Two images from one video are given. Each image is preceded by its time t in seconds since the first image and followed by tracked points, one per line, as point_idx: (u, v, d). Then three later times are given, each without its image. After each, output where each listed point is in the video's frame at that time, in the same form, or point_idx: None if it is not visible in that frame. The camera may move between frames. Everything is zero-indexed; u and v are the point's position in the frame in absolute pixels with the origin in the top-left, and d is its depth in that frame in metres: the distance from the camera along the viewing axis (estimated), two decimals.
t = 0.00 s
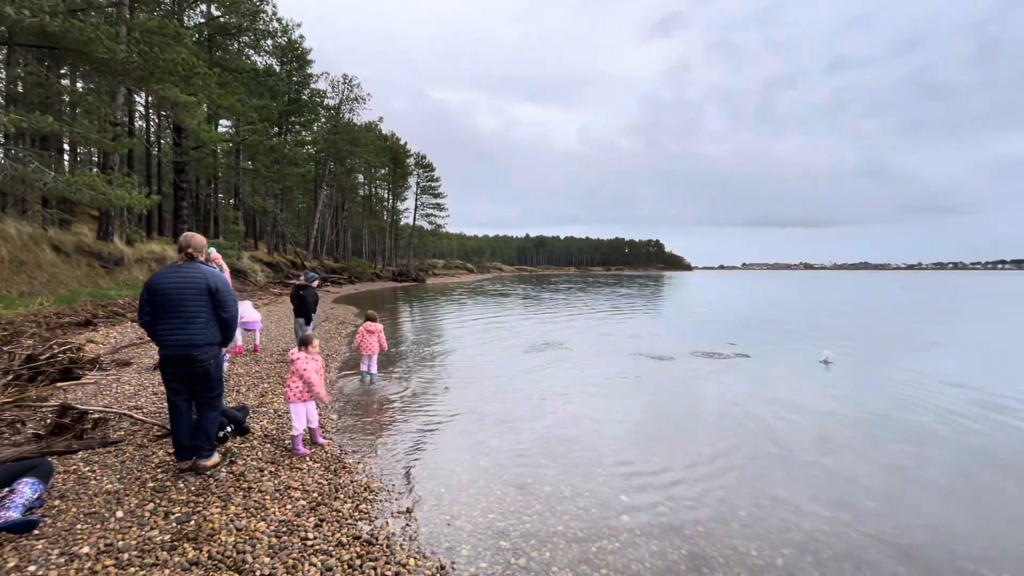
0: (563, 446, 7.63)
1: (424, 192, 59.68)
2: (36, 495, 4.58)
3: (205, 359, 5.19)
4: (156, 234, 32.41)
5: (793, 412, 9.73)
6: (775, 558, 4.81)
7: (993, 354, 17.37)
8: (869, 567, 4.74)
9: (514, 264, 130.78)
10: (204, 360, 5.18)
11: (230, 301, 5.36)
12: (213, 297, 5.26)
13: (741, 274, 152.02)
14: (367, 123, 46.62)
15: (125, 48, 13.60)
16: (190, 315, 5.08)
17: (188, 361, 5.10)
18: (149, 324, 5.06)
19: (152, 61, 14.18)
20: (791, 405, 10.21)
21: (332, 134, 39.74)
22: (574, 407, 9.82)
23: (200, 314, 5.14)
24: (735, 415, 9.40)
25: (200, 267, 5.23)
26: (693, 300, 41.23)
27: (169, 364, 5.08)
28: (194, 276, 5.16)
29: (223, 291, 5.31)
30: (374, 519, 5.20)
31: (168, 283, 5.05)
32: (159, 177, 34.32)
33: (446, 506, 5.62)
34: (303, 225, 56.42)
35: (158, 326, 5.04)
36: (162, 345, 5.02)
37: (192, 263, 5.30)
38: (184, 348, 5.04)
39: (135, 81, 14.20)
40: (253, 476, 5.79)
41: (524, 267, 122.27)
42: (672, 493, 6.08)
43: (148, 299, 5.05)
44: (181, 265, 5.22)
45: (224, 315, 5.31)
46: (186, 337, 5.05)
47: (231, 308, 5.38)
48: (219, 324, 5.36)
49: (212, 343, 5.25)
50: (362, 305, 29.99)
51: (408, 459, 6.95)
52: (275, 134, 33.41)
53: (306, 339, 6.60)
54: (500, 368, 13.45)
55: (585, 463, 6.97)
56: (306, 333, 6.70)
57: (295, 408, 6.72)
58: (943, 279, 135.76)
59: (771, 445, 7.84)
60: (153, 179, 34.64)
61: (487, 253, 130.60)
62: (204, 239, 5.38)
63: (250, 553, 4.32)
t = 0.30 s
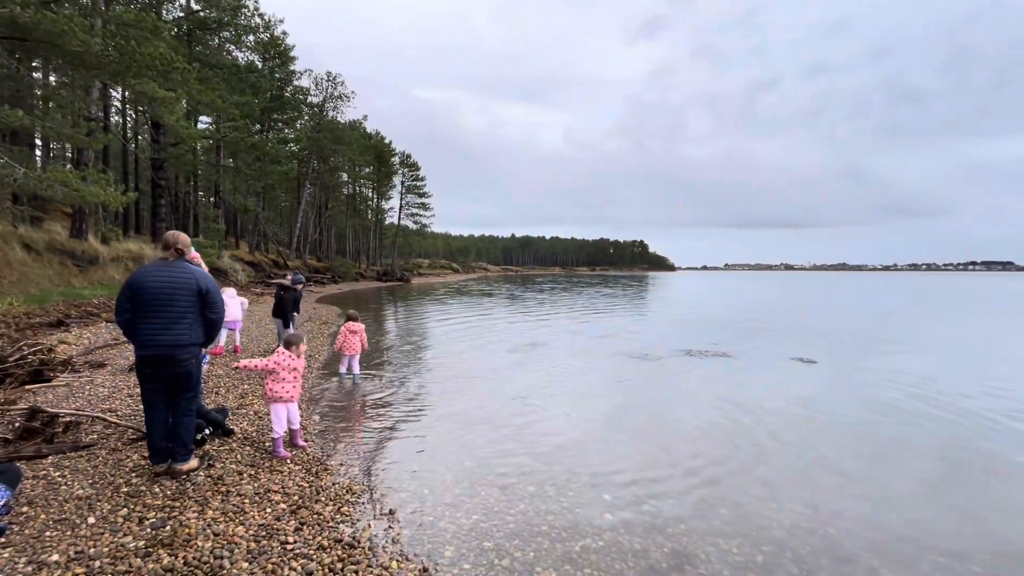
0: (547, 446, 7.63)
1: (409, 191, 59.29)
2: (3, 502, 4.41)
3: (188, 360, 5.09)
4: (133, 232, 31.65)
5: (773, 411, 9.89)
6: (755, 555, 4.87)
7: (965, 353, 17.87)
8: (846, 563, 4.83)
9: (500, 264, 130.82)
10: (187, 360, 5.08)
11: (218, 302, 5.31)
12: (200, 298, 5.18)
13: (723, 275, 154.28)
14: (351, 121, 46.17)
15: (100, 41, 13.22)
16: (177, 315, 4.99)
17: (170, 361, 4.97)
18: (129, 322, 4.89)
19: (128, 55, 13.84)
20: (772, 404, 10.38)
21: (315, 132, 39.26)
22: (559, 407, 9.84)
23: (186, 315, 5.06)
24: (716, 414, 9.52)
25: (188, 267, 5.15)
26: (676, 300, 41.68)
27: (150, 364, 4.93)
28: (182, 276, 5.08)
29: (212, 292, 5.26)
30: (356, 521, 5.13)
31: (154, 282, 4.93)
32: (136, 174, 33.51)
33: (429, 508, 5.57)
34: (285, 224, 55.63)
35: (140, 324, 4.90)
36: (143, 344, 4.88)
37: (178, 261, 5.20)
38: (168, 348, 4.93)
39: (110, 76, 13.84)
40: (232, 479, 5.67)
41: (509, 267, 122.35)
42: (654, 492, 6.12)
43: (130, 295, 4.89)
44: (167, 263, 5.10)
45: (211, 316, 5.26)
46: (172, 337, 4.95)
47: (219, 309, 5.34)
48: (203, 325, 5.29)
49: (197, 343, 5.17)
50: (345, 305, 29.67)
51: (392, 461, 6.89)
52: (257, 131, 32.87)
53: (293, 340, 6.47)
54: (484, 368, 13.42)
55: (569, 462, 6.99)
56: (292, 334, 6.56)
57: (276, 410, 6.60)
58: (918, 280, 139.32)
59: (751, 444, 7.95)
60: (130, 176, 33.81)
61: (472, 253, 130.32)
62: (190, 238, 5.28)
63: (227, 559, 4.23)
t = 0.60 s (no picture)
0: (531, 447, 7.60)
1: (394, 190, 58.84)
2: None
3: (164, 361, 4.95)
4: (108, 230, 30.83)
5: (755, 409, 10.02)
6: (737, 553, 4.90)
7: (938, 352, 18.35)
8: (825, 559, 4.89)
9: (486, 264, 130.60)
10: (163, 362, 4.93)
11: (200, 304, 5.18)
12: (181, 299, 5.05)
13: (706, 275, 156.05)
14: (335, 119, 45.63)
15: (74, 32, 12.84)
16: (155, 315, 4.84)
17: (145, 362, 4.83)
18: (103, 318, 4.72)
19: (104, 48, 13.47)
20: (753, 403, 10.51)
21: (298, 129, 38.72)
22: (543, 407, 9.83)
23: (166, 316, 4.92)
24: (699, 413, 9.60)
25: (169, 269, 5.00)
26: (661, 301, 42.02)
27: (123, 364, 4.77)
28: (163, 276, 4.93)
29: (193, 294, 5.13)
30: (337, 525, 5.04)
31: (134, 280, 4.78)
32: (111, 170, 32.66)
33: (412, 510, 5.50)
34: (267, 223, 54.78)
35: (115, 322, 4.73)
36: (118, 343, 4.72)
37: (160, 261, 5.05)
38: (144, 348, 4.77)
39: (85, 69, 13.46)
40: (208, 483, 5.53)
41: (495, 267, 122.24)
42: (638, 492, 6.14)
43: (106, 291, 4.72)
44: (149, 261, 4.96)
45: (192, 318, 5.13)
46: (149, 337, 4.80)
47: (200, 312, 5.20)
48: (183, 326, 5.14)
49: (174, 344, 5.03)
50: (329, 305, 29.31)
51: (375, 462, 6.80)
52: (238, 128, 32.29)
53: (277, 338, 6.50)
54: (469, 368, 13.36)
55: (553, 463, 6.98)
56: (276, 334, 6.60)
57: (257, 410, 6.45)
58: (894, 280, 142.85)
59: (734, 443, 8.03)
60: (106, 172, 32.95)
61: (458, 253, 129.81)
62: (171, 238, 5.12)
63: (203, 565, 4.12)
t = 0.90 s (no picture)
0: (513, 448, 7.55)
1: (377, 189, 58.20)
2: None
3: (128, 363, 4.78)
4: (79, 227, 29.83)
5: (735, 409, 10.13)
6: (718, 552, 4.91)
7: (911, 352, 18.83)
8: (804, 557, 4.94)
9: (469, 264, 130.19)
10: (127, 363, 4.77)
11: (162, 303, 5.01)
12: (142, 298, 4.88)
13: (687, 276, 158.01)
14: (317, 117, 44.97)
15: (42, 22, 12.37)
16: (116, 316, 4.66)
17: (108, 363, 4.65)
18: (58, 322, 4.51)
19: (73, 40, 13.02)
20: (734, 403, 10.62)
21: (278, 126, 38.05)
22: (526, 408, 9.80)
23: (127, 315, 4.75)
24: (680, 413, 9.67)
25: (126, 267, 4.82)
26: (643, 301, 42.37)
27: (82, 366, 4.57)
28: (121, 275, 4.75)
29: (154, 291, 4.96)
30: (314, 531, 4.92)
31: (89, 281, 4.59)
32: (82, 166, 31.63)
33: (392, 514, 5.39)
34: (246, 221, 53.74)
35: (72, 325, 4.53)
36: (77, 346, 4.53)
37: (114, 260, 4.85)
38: (106, 349, 4.60)
39: (53, 60, 12.99)
40: (179, 489, 5.34)
41: (479, 267, 121.97)
42: (620, 493, 6.13)
43: (59, 294, 4.51)
44: (104, 261, 4.75)
45: (154, 317, 4.95)
46: (110, 337, 4.63)
47: (162, 310, 5.03)
48: (145, 325, 4.97)
49: (137, 344, 4.86)
50: (309, 305, 28.85)
51: (354, 465, 6.68)
52: (216, 123, 31.57)
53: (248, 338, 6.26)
54: (453, 369, 13.26)
55: (536, 464, 6.94)
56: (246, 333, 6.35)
57: (233, 411, 6.27)
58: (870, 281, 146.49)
59: (715, 442, 8.09)
60: (76, 168, 31.92)
61: (441, 253, 129.16)
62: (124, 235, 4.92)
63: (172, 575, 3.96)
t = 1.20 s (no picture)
0: (492, 450, 7.48)
1: (356, 188, 57.46)
2: None
3: (74, 360, 4.60)
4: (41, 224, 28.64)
5: (712, 409, 10.26)
6: (695, 552, 4.94)
7: (879, 351, 19.41)
8: (779, 555, 4.99)
9: (450, 265, 129.51)
10: (73, 361, 4.59)
11: (102, 295, 4.83)
12: (79, 291, 4.70)
13: (666, 277, 160.15)
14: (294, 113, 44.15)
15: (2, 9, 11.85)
16: (54, 312, 4.48)
17: (52, 363, 4.46)
18: None
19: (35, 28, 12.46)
20: (710, 402, 10.76)
21: (254, 122, 37.22)
22: (505, 409, 9.75)
23: (66, 311, 4.57)
24: (658, 413, 9.74)
25: (56, 260, 4.62)
26: (622, 302, 42.71)
27: (23, 368, 4.37)
28: (54, 269, 4.56)
29: (91, 284, 4.78)
30: (285, 538, 4.77)
31: (20, 278, 4.38)
32: (45, 160, 30.37)
33: (367, 518, 5.28)
34: (220, 219, 52.44)
35: (6, 327, 4.31)
36: (15, 348, 4.32)
37: (42, 256, 4.61)
38: (51, 347, 4.43)
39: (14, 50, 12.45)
40: (143, 497, 5.13)
41: (460, 268, 121.53)
42: (599, 494, 6.13)
43: None
44: (29, 258, 4.51)
45: (95, 310, 4.77)
46: (51, 335, 4.44)
47: (104, 303, 4.85)
48: (86, 321, 4.78)
49: (82, 341, 4.68)
50: (285, 305, 28.26)
51: (329, 469, 6.54)
52: (188, 119, 30.71)
53: (211, 341, 6.00)
54: (432, 370, 13.14)
55: (514, 466, 6.89)
56: (209, 335, 6.08)
57: (200, 420, 6.04)
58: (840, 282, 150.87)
59: (692, 442, 8.17)
60: (39, 163, 30.67)
61: (422, 253, 128.08)
62: (50, 226, 4.68)
63: None
